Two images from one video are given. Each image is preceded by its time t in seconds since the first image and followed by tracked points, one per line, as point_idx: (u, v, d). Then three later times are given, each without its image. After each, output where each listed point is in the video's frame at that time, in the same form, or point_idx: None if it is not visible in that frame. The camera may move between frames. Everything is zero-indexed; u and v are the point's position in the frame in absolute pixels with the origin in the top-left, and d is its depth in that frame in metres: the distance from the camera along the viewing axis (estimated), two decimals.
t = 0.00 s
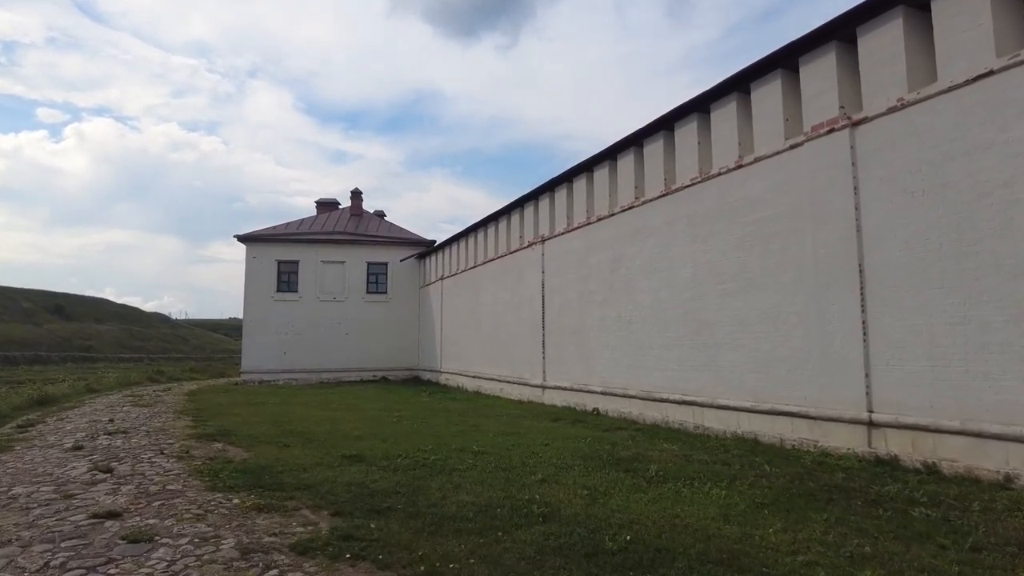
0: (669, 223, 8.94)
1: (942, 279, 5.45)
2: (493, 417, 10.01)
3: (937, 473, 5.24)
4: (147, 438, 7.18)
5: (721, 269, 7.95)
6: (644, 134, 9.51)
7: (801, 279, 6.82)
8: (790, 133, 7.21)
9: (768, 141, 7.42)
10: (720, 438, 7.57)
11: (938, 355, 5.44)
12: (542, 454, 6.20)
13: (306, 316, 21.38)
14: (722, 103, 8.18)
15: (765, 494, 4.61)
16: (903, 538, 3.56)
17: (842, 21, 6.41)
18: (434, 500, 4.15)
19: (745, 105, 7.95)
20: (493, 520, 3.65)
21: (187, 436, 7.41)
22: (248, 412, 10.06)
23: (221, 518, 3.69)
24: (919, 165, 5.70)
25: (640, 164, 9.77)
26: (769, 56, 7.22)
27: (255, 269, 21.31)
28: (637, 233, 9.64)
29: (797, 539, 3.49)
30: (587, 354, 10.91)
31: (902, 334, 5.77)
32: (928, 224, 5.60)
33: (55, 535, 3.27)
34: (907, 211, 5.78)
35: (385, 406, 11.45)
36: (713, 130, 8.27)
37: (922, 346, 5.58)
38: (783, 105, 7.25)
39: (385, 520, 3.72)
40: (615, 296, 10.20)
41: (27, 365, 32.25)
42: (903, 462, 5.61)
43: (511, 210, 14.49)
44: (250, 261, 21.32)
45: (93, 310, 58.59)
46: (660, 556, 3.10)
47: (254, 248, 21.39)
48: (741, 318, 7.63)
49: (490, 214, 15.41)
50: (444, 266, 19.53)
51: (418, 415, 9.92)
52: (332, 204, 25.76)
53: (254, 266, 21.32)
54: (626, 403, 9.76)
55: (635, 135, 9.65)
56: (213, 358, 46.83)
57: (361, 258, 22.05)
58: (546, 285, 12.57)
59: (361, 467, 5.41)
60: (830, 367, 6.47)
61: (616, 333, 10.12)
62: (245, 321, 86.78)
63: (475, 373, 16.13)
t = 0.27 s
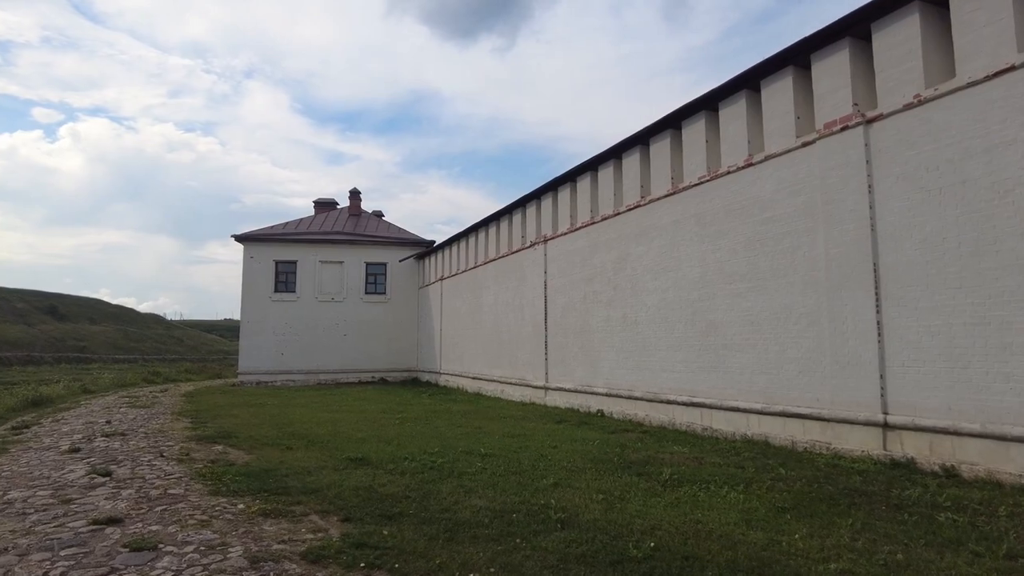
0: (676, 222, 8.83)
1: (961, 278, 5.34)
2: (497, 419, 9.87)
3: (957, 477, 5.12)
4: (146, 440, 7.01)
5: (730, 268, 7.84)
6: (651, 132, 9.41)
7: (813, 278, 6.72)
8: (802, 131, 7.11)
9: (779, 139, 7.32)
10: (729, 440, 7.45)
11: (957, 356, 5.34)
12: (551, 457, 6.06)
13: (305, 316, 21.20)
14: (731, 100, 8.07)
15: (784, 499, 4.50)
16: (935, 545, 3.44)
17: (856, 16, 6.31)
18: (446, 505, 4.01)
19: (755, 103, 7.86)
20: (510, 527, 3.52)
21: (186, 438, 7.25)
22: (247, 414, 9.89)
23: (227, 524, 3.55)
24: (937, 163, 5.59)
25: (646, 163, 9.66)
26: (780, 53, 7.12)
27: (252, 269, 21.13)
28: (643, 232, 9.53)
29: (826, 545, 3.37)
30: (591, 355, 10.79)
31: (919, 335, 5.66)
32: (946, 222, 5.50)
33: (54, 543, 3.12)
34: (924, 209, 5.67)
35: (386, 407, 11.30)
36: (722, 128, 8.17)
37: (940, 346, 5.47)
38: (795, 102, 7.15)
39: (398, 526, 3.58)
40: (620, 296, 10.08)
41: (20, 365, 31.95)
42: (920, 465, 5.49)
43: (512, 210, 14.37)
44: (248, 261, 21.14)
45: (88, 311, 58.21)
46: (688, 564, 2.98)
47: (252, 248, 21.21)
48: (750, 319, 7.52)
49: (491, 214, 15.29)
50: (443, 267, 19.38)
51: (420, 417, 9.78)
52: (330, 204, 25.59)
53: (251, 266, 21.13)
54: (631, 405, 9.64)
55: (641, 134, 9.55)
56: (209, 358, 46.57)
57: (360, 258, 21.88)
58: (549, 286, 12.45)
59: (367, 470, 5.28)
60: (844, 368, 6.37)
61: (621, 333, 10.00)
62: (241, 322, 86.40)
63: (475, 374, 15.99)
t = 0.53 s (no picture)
0: (676, 222, 8.75)
1: (970, 280, 5.29)
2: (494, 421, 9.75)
3: (966, 481, 5.05)
4: (136, 444, 6.82)
5: (732, 269, 7.77)
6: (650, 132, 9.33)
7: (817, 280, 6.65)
8: (805, 131, 7.05)
9: (782, 139, 7.25)
10: (731, 443, 7.37)
11: (965, 358, 5.28)
12: (553, 461, 5.94)
13: (296, 317, 20.96)
14: (732, 100, 8.00)
15: (795, 504, 4.41)
16: (955, 553, 3.35)
17: (862, 16, 6.26)
18: (451, 513, 3.88)
19: (757, 103, 7.79)
20: (520, 536, 3.40)
21: (177, 442, 7.06)
22: (239, 416, 9.70)
23: (224, 534, 3.40)
24: (945, 163, 5.54)
25: (645, 163, 9.57)
26: (784, 52, 7.05)
27: (243, 268, 20.86)
28: (642, 233, 9.44)
29: (845, 554, 3.27)
30: (589, 357, 10.69)
31: (926, 338, 5.61)
32: (954, 223, 5.44)
33: (42, 556, 2.96)
34: (931, 211, 5.62)
35: (381, 409, 11.14)
36: (723, 128, 8.10)
37: (948, 349, 5.41)
38: (798, 102, 7.09)
39: (403, 535, 3.45)
40: (618, 297, 9.99)
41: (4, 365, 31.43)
42: (927, 469, 5.42)
43: (508, 209, 14.25)
44: (238, 260, 20.87)
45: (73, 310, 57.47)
46: None
47: (242, 247, 20.94)
48: (753, 320, 7.44)
49: (486, 214, 15.16)
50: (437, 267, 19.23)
51: (416, 419, 9.63)
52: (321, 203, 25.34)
53: (242, 266, 20.86)
54: (629, 407, 9.54)
55: (641, 133, 9.46)
56: (197, 358, 46.10)
57: (352, 258, 21.67)
58: (545, 286, 12.34)
59: (366, 475, 5.13)
60: (849, 370, 6.30)
61: (619, 335, 9.90)
62: (230, 322, 85.64)
63: (469, 375, 15.85)
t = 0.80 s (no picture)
0: (674, 219, 8.65)
1: (977, 276, 5.22)
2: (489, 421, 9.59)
3: (974, 480, 4.98)
4: (121, 445, 6.59)
5: (732, 266, 7.68)
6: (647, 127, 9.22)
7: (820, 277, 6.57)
8: (806, 126, 6.97)
9: (783, 134, 7.16)
10: (731, 442, 7.27)
11: (972, 355, 5.21)
12: (553, 461, 5.80)
13: (285, 315, 20.67)
14: (732, 95, 7.91)
15: (805, 504, 4.30)
16: (977, 554, 3.25)
17: (866, 9, 6.17)
18: (453, 515, 3.73)
19: (757, 97, 7.70)
20: (528, 540, 3.25)
21: (164, 443, 6.84)
22: (228, 416, 9.48)
23: (216, 539, 3.22)
24: (951, 158, 5.46)
25: (642, 159, 9.47)
26: (786, 45, 6.96)
27: (230, 266, 20.55)
28: (639, 229, 9.33)
29: (865, 556, 3.16)
30: (584, 355, 10.56)
31: (931, 335, 5.53)
32: (960, 219, 5.37)
33: (21, 565, 2.78)
34: (936, 206, 5.55)
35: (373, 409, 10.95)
36: (723, 123, 8.01)
37: (954, 346, 5.34)
38: (799, 97, 7.01)
39: (405, 539, 3.30)
40: (614, 294, 9.87)
41: None
42: (934, 467, 5.34)
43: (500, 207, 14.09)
44: (226, 258, 20.55)
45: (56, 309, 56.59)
46: None
47: (229, 245, 20.63)
48: (753, 318, 7.35)
49: (479, 212, 15.00)
50: (428, 265, 19.03)
51: (409, 419, 9.46)
52: (310, 200, 25.04)
53: (229, 264, 20.55)
54: (625, 406, 9.43)
55: (637, 129, 9.34)
56: (183, 358, 45.56)
57: (342, 256, 21.40)
58: (539, 284, 12.20)
59: (362, 476, 4.96)
60: (852, 368, 6.22)
61: (616, 333, 9.79)
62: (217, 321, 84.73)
63: (462, 375, 15.68)
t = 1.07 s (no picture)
0: (675, 217, 8.53)
1: (990, 275, 5.13)
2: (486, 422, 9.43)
3: (988, 483, 4.89)
4: (110, 449, 6.38)
5: (735, 265, 7.57)
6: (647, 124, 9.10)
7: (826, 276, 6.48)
8: (811, 122, 6.87)
9: (788, 131, 7.06)
10: (734, 444, 7.17)
11: (985, 355, 5.12)
12: (557, 465, 5.65)
13: (276, 315, 20.41)
14: (735, 91, 7.80)
15: (819, 509, 4.18)
16: (1006, 563, 3.13)
17: (874, 3, 6.08)
18: (460, 524, 3.58)
19: (760, 93, 7.60)
20: (541, 551, 3.11)
21: (154, 446, 6.63)
22: (220, 418, 9.26)
23: (212, 551, 3.05)
24: (962, 155, 5.37)
25: (641, 156, 9.35)
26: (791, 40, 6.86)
27: (221, 265, 20.25)
28: (639, 228, 9.21)
29: (892, 566, 3.04)
30: (583, 355, 10.43)
31: (942, 334, 5.44)
32: (972, 216, 5.28)
33: None
34: (947, 204, 5.46)
35: (368, 409, 10.76)
36: (725, 120, 7.90)
37: (967, 346, 5.25)
38: (804, 93, 6.91)
39: (412, 550, 3.14)
40: (613, 294, 9.74)
41: None
42: (945, 469, 5.25)
43: (496, 205, 13.94)
44: (216, 257, 20.25)
45: (42, 308, 55.80)
46: None
47: (220, 243, 20.33)
48: (757, 317, 7.24)
49: (474, 210, 14.83)
50: (422, 264, 18.83)
51: (405, 420, 9.28)
52: (301, 198, 24.76)
53: (219, 262, 20.25)
54: (625, 406, 9.31)
55: (637, 125, 9.22)
56: (171, 358, 45.04)
57: (334, 254, 21.15)
58: (536, 283, 12.06)
59: (362, 481, 4.79)
60: (860, 368, 6.13)
61: (615, 332, 9.66)
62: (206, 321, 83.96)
63: (456, 374, 15.51)
